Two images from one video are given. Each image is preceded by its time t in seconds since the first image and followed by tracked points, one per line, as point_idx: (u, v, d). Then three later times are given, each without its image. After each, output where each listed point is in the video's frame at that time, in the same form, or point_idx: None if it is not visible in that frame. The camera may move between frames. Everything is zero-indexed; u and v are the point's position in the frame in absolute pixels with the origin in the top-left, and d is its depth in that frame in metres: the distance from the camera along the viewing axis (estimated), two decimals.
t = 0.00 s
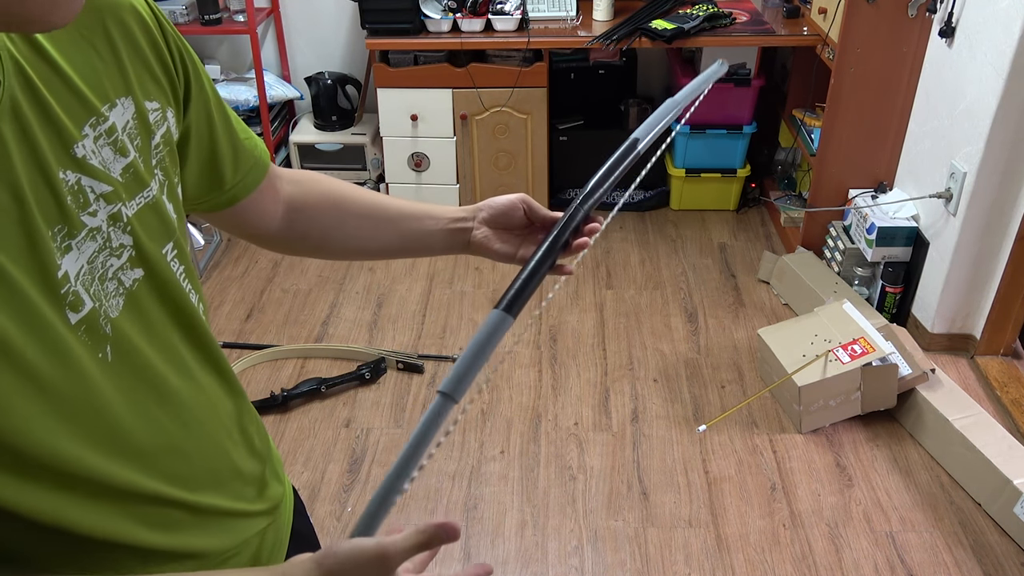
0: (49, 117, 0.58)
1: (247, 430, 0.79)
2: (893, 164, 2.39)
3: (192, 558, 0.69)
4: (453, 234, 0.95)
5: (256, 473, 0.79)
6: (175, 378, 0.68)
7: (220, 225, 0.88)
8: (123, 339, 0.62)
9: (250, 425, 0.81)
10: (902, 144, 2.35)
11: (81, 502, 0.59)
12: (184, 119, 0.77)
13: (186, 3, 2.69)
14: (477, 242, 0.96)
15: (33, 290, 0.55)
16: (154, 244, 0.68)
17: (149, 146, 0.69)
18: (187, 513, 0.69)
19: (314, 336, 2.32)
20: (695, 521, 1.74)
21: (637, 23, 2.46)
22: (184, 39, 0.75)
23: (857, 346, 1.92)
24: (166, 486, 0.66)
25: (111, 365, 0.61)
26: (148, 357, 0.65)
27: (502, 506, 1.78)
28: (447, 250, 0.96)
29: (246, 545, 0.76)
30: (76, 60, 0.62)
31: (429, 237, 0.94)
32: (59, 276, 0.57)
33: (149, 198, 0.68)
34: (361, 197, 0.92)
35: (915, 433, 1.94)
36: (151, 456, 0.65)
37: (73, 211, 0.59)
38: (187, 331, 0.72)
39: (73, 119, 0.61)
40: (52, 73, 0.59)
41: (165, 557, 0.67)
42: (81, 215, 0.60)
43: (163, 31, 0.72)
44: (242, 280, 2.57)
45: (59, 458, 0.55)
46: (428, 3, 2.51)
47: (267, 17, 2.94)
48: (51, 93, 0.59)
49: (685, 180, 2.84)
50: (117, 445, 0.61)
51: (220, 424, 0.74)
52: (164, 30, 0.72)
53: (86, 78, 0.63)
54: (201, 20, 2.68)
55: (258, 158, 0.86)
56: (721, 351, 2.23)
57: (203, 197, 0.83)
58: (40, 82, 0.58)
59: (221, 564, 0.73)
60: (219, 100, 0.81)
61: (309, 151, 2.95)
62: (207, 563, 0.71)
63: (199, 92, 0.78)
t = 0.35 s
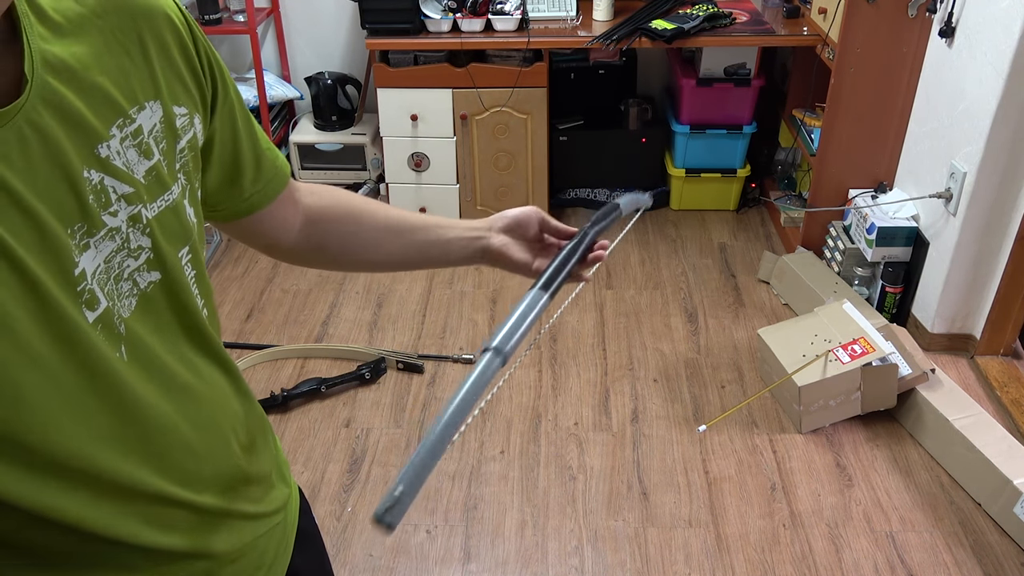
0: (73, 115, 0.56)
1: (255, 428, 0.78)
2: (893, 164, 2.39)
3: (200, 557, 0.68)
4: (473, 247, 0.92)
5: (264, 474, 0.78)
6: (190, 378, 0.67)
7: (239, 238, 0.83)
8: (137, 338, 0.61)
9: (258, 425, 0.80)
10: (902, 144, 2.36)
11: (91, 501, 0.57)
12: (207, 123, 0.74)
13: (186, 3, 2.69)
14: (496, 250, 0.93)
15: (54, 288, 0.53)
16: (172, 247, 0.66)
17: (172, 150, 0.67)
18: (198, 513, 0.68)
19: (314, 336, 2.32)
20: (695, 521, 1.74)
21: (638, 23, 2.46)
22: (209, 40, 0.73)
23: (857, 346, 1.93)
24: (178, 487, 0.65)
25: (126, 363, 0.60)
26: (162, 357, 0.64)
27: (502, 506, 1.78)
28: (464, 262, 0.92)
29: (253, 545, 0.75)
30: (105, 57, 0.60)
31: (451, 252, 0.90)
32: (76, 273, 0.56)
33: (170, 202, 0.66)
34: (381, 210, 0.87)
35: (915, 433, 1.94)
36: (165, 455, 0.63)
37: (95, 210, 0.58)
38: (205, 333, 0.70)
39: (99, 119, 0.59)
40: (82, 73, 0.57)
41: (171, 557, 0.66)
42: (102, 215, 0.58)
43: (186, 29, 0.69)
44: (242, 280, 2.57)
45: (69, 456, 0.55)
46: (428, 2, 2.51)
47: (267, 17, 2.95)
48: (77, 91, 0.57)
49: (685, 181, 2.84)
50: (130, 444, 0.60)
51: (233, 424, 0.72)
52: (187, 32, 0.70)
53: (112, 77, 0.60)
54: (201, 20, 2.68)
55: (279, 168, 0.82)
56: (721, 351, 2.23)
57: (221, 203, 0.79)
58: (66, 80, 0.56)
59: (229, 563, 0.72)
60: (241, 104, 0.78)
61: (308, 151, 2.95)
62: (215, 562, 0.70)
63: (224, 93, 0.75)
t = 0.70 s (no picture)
0: (84, 110, 0.56)
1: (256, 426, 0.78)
2: (893, 164, 2.39)
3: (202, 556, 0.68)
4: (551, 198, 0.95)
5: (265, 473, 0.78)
6: (195, 376, 0.66)
7: (320, 206, 0.85)
8: (143, 334, 0.61)
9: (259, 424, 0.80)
10: (902, 144, 2.35)
11: (91, 499, 0.57)
12: (238, 107, 0.73)
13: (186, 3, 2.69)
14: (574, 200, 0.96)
15: (60, 283, 0.53)
16: (180, 243, 0.65)
17: (184, 144, 0.66)
18: (197, 512, 0.67)
19: (314, 336, 2.33)
20: (695, 521, 1.74)
21: (638, 23, 2.46)
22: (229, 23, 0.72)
23: (857, 346, 1.92)
24: (178, 486, 0.65)
25: (133, 361, 0.60)
26: (167, 354, 0.63)
27: (502, 506, 1.78)
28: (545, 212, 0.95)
29: (255, 546, 0.75)
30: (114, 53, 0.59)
31: (523, 204, 0.93)
32: (83, 267, 0.55)
33: (180, 197, 0.65)
34: (462, 168, 0.90)
35: (915, 433, 1.94)
36: (166, 452, 0.63)
37: (105, 205, 0.57)
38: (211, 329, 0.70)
39: (109, 114, 0.58)
40: (93, 68, 0.57)
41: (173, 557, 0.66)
42: (112, 210, 0.58)
43: (211, 16, 0.68)
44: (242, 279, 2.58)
45: (68, 454, 0.55)
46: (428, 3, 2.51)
47: (267, 18, 2.95)
48: (89, 87, 0.57)
49: (686, 181, 2.84)
50: (131, 440, 0.60)
51: (235, 421, 0.72)
52: (208, 14, 0.69)
53: (124, 73, 0.60)
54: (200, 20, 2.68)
55: (338, 131, 0.81)
56: (721, 351, 2.23)
57: (286, 172, 0.79)
58: (78, 77, 0.56)
59: (230, 563, 0.72)
60: (277, 74, 0.77)
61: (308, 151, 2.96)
62: (214, 562, 0.70)
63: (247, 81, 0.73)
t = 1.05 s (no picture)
0: (93, 111, 0.56)
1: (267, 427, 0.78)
2: (893, 164, 2.39)
3: (210, 557, 0.68)
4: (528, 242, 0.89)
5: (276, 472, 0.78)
6: (202, 377, 0.66)
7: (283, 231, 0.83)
8: (152, 336, 0.61)
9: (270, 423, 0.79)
10: (902, 144, 2.36)
11: (95, 501, 0.57)
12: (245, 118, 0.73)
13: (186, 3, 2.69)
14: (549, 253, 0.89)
15: (67, 287, 0.53)
16: (191, 246, 0.65)
17: (196, 149, 0.66)
18: (205, 513, 0.67)
19: (314, 336, 2.32)
20: (695, 520, 1.74)
21: (637, 23, 2.46)
22: (246, 37, 0.71)
23: (857, 346, 1.92)
24: (185, 486, 0.65)
25: (139, 362, 0.60)
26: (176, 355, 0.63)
27: (502, 506, 1.78)
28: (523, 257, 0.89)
29: (265, 545, 0.75)
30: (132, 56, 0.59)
31: (500, 247, 0.88)
32: (90, 270, 0.55)
33: (191, 201, 0.65)
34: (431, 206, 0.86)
35: (915, 433, 1.94)
36: (175, 454, 0.63)
37: (112, 208, 0.57)
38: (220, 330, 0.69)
39: (119, 117, 0.58)
40: (105, 73, 0.57)
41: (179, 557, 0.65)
42: (119, 213, 0.58)
43: (228, 25, 0.68)
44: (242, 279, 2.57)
45: (71, 453, 0.54)
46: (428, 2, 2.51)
47: (267, 17, 2.95)
48: (99, 89, 0.57)
49: (685, 181, 2.84)
50: (137, 441, 0.60)
51: (244, 422, 0.72)
52: (225, 24, 0.69)
53: (138, 74, 0.60)
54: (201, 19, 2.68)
55: (326, 166, 0.80)
56: (721, 351, 2.23)
57: (262, 197, 0.77)
58: (89, 82, 0.56)
59: (240, 563, 0.72)
60: (280, 97, 0.77)
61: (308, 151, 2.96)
62: (224, 563, 0.70)
63: (258, 88, 0.73)
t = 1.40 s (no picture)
0: (99, 108, 0.56)
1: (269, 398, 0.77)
2: (893, 164, 2.39)
3: (226, 529, 0.67)
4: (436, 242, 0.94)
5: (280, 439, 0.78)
6: (205, 355, 0.66)
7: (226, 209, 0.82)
8: (161, 324, 0.61)
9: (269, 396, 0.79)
10: (902, 144, 2.36)
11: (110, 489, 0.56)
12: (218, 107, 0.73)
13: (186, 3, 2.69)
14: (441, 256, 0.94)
15: (86, 279, 0.53)
16: (196, 233, 0.65)
17: (189, 136, 0.66)
18: (216, 486, 0.67)
19: (314, 336, 2.33)
20: (695, 521, 1.74)
21: (637, 23, 2.46)
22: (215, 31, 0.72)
23: (857, 346, 1.92)
24: (198, 462, 0.64)
25: (149, 350, 0.59)
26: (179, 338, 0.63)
27: (502, 506, 1.78)
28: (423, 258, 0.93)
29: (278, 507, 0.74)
30: (121, 56, 0.60)
31: (404, 247, 0.89)
32: (109, 264, 0.56)
33: (191, 189, 0.65)
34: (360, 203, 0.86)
35: (915, 433, 1.94)
36: (185, 433, 0.63)
37: (124, 202, 0.58)
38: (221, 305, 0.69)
39: (120, 112, 0.58)
40: (100, 65, 0.57)
41: (198, 532, 0.65)
42: (130, 207, 0.58)
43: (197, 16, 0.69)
44: (242, 279, 2.57)
45: (86, 436, 0.54)
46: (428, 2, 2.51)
47: (266, 17, 2.95)
48: (100, 85, 0.57)
49: (685, 181, 2.84)
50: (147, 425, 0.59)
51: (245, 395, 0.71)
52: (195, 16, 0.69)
53: (128, 68, 0.60)
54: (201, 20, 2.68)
55: (272, 152, 0.80)
56: (721, 351, 2.23)
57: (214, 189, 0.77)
58: (90, 78, 0.56)
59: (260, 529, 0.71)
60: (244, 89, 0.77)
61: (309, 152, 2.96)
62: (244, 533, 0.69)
63: (229, 77, 0.73)
